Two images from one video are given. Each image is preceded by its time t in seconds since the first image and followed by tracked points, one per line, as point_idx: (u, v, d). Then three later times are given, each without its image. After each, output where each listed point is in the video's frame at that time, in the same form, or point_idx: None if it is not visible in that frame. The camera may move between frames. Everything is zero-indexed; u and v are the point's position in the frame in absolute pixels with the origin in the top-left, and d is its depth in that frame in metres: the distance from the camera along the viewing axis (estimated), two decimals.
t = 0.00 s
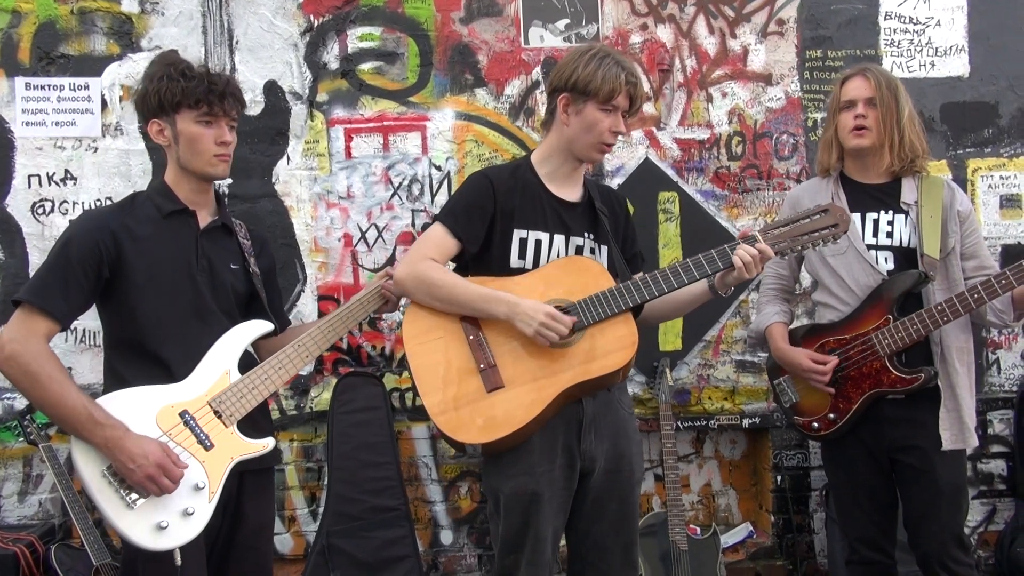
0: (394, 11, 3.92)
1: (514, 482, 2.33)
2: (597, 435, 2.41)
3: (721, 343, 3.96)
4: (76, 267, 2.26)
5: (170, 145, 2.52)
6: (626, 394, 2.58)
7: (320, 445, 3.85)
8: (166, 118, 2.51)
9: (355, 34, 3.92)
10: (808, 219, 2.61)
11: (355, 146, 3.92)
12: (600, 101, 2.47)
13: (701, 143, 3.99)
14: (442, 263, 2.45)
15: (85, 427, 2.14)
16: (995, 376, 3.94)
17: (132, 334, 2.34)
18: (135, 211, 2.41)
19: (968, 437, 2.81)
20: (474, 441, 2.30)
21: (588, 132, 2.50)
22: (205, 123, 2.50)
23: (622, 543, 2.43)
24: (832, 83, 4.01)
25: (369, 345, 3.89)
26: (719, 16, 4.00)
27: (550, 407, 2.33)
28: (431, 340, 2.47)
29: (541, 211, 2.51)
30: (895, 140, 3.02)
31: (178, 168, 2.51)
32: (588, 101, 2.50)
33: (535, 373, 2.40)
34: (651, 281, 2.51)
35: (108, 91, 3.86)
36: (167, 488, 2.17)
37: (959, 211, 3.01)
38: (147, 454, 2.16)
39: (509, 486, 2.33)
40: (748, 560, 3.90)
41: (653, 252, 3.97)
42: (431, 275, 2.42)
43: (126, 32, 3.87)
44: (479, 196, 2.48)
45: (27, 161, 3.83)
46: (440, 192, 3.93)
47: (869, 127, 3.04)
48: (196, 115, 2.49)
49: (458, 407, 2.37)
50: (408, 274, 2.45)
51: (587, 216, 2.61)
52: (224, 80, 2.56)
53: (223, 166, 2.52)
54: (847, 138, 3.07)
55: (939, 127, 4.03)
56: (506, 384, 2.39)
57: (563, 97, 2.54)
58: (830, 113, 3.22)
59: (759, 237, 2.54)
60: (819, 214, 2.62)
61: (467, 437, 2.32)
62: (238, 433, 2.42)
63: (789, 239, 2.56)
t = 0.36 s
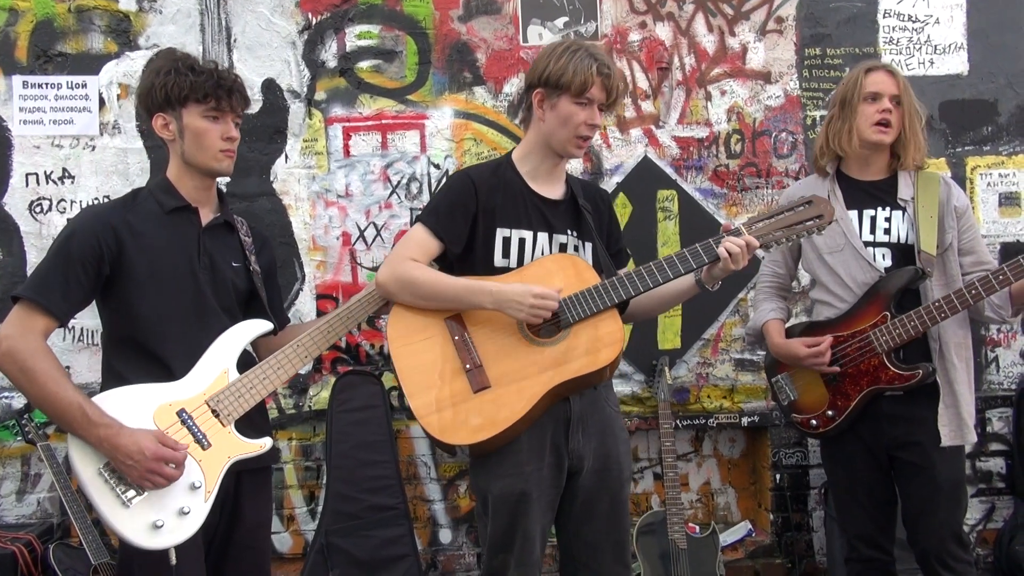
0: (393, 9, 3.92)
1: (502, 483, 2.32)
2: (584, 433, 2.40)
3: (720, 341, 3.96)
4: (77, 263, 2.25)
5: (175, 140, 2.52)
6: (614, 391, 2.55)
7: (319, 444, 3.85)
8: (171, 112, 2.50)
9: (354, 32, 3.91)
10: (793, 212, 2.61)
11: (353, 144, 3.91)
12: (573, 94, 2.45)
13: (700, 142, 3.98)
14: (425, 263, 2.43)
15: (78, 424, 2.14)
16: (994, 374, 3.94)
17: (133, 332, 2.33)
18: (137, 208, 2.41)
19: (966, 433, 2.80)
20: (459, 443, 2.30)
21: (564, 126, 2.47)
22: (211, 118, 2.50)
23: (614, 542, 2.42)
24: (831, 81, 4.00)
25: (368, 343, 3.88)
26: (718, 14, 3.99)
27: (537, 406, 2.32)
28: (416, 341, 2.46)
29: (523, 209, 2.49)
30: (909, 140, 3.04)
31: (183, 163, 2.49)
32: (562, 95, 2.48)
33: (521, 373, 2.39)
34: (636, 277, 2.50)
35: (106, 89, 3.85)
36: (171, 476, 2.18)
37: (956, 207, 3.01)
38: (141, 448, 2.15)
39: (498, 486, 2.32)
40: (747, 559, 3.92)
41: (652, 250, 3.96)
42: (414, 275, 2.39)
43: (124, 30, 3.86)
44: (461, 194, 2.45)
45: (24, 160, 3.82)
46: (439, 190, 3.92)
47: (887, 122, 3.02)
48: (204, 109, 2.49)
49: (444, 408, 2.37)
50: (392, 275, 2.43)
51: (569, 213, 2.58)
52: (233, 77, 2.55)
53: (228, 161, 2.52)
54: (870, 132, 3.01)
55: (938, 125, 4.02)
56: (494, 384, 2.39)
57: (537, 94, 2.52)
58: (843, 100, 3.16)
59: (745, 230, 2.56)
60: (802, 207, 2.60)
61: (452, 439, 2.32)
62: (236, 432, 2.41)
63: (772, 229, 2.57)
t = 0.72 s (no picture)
0: (391, 7, 3.91)
1: (488, 484, 2.31)
2: (569, 434, 2.39)
3: (719, 340, 3.96)
4: (71, 264, 2.25)
5: (175, 141, 2.49)
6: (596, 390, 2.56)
7: (318, 443, 3.85)
8: (173, 112, 2.48)
9: (352, 30, 3.90)
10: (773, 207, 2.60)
11: (351, 143, 3.91)
12: (554, 90, 2.44)
13: (699, 140, 3.98)
14: (407, 265, 2.41)
15: (73, 425, 2.13)
16: (993, 373, 3.94)
17: (128, 332, 2.32)
18: (134, 208, 2.40)
19: (965, 433, 2.81)
20: (442, 447, 2.27)
21: (546, 123, 2.46)
22: (215, 122, 2.49)
23: (608, 542, 2.41)
24: (830, 79, 4.00)
25: (367, 342, 3.88)
26: (717, 12, 3.99)
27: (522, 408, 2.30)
28: (398, 343, 2.42)
29: (502, 207, 2.48)
30: (909, 140, 3.05)
31: (179, 162, 2.49)
32: (542, 92, 2.47)
33: (504, 374, 2.36)
34: (618, 276, 2.50)
35: (104, 87, 3.85)
36: (167, 480, 2.17)
37: (955, 207, 3.01)
38: (139, 451, 2.14)
39: (483, 489, 2.32)
40: (746, 557, 3.93)
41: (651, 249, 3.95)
42: (395, 277, 2.37)
43: (122, 29, 3.85)
44: (440, 194, 2.43)
45: (22, 158, 3.81)
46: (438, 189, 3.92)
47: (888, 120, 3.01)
48: (208, 113, 2.48)
49: (426, 411, 2.33)
50: (374, 279, 2.39)
51: (551, 212, 2.58)
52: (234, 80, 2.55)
53: (229, 165, 2.52)
54: (875, 132, 3.00)
55: (937, 124, 4.02)
56: (477, 387, 2.35)
57: (517, 90, 2.51)
58: (844, 100, 3.14)
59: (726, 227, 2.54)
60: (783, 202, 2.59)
61: (438, 444, 2.28)
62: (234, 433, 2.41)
63: (755, 225, 2.57)
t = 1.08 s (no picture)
0: (391, 7, 3.91)
1: (479, 488, 2.29)
2: (559, 435, 2.39)
3: (719, 340, 3.96)
4: (69, 268, 2.24)
5: (190, 152, 2.47)
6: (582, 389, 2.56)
7: (318, 443, 3.85)
8: (196, 123, 2.45)
9: (351, 30, 3.90)
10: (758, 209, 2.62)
11: (351, 143, 3.91)
12: (547, 93, 2.42)
13: (699, 140, 3.98)
14: (393, 271, 2.37)
15: (74, 430, 2.12)
16: (993, 372, 3.94)
17: (126, 336, 2.32)
18: (131, 212, 2.40)
19: (969, 429, 2.82)
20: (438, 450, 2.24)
21: (535, 124, 2.45)
22: (235, 140, 2.50)
23: (601, 541, 2.42)
24: (830, 79, 4.00)
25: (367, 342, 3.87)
26: (717, 12, 3.99)
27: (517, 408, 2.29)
28: (388, 349, 2.39)
29: (490, 208, 2.47)
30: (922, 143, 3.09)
31: (185, 171, 2.48)
32: (534, 93, 2.45)
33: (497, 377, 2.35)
34: (608, 279, 2.52)
35: (103, 88, 3.84)
36: (166, 483, 2.17)
37: (955, 207, 3.03)
38: (139, 456, 2.14)
39: (476, 493, 2.29)
40: (746, 557, 3.92)
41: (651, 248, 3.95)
42: (382, 286, 2.31)
43: (121, 29, 3.85)
44: (430, 195, 2.41)
45: (22, 159, 3.81)
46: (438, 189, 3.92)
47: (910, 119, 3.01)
48: (230, 132, 2.48)
49: (419, 416, 2.30)
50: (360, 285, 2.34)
51: (536, 213, 2.57)
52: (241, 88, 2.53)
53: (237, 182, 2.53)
54: (906, 130, 2.98)
55: (937, 123, 4.02)
56: (469, 391, 2.33)
57: (508, 90, 2.47)
58: (872, 91, 3.06)
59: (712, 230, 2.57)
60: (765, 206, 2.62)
61: (430, 448, 2.25)
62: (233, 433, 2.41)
63: (740, 227, 2.58)
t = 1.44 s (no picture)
0: (390, 7, 3.91)
1: (478, 490, 2.28)
2: (555, 434, 2.39)
3: (718, 340, 3.96)
4: (73, 267, 2.24)
5: (190, 149, 2.47)
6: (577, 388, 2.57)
7: (317, 444, 3.85)
8: (194, 121, 2.45)
9: (351, 30, 3.90)
10: (746, 209, 2.63)
11: (351, 144, 3.91)
12: (541, 93, 2.43)
13: (698, 139, 3.98)
14: (387, 267, 2.36)
15: (79, 431, 2.12)
16: (992, 371, 3.95)
17: (128, 335, 2.32)
18: (133, 211, 2.40)
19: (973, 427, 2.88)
20: (435, 455, 2.25)
21: (529, 124, 2.45)
22: (234, 138, 2.49)
23: (600, 540, 2.42)
24: (829, 78, 4.01)
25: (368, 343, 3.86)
26: (716, 12, 3.99)
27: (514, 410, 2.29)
28: (385, 351, 2.40)
29: (481, 208, 2.46)
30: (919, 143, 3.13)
31: (188, 170, 2.48)
32: (527, 93, 2.45)
33: (494, 380, 2.35)
34: (601, 280, 2.53)
35: (103, 89, 3.84)
36: (163, 492, 2.17)
37: (951, 209, 3.11)
38: (142, 459, 2.14)
39: (473, 494, 2.28)
40: (746, 556, 3.93)
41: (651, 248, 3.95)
42: (379, 284, 2.33)
43: (120, 30, 3.85)
44: (423, 195, 2.39)
45: (21, 160, 3.81)
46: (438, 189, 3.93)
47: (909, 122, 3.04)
48: (229, 129, 2.47)
49: (416, 420, 2.31)
50: (354, 282, 2.36)
51: (529, 212, 2.58)
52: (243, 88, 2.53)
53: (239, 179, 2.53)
54: (909, 135, 3.03)
55: (936, 123, 4.02)
56: (466, 393, 2.34)
57: (500, 89, 2.47)
58: (875, 95, 3.05)
59: (706, 231, 2.58)
60: (754, 205, 2.63)
61: (429, 452, 2.25)
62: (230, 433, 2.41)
63: (729, 227, 2.60)
